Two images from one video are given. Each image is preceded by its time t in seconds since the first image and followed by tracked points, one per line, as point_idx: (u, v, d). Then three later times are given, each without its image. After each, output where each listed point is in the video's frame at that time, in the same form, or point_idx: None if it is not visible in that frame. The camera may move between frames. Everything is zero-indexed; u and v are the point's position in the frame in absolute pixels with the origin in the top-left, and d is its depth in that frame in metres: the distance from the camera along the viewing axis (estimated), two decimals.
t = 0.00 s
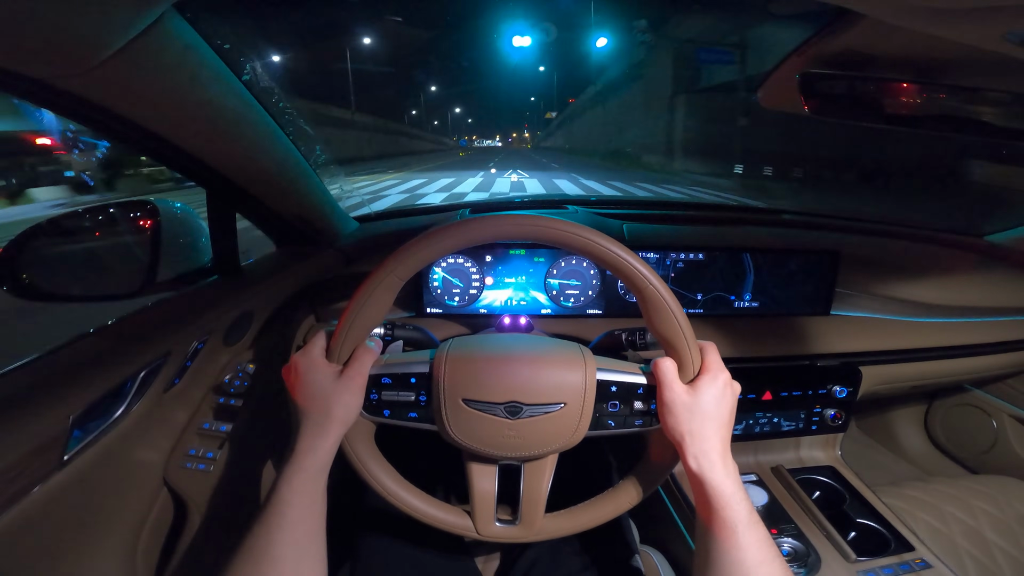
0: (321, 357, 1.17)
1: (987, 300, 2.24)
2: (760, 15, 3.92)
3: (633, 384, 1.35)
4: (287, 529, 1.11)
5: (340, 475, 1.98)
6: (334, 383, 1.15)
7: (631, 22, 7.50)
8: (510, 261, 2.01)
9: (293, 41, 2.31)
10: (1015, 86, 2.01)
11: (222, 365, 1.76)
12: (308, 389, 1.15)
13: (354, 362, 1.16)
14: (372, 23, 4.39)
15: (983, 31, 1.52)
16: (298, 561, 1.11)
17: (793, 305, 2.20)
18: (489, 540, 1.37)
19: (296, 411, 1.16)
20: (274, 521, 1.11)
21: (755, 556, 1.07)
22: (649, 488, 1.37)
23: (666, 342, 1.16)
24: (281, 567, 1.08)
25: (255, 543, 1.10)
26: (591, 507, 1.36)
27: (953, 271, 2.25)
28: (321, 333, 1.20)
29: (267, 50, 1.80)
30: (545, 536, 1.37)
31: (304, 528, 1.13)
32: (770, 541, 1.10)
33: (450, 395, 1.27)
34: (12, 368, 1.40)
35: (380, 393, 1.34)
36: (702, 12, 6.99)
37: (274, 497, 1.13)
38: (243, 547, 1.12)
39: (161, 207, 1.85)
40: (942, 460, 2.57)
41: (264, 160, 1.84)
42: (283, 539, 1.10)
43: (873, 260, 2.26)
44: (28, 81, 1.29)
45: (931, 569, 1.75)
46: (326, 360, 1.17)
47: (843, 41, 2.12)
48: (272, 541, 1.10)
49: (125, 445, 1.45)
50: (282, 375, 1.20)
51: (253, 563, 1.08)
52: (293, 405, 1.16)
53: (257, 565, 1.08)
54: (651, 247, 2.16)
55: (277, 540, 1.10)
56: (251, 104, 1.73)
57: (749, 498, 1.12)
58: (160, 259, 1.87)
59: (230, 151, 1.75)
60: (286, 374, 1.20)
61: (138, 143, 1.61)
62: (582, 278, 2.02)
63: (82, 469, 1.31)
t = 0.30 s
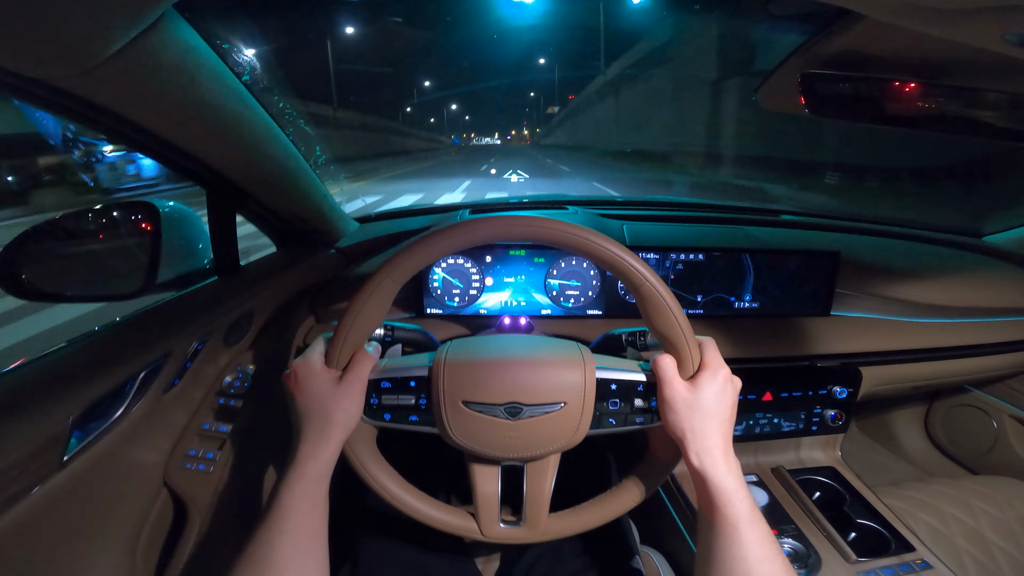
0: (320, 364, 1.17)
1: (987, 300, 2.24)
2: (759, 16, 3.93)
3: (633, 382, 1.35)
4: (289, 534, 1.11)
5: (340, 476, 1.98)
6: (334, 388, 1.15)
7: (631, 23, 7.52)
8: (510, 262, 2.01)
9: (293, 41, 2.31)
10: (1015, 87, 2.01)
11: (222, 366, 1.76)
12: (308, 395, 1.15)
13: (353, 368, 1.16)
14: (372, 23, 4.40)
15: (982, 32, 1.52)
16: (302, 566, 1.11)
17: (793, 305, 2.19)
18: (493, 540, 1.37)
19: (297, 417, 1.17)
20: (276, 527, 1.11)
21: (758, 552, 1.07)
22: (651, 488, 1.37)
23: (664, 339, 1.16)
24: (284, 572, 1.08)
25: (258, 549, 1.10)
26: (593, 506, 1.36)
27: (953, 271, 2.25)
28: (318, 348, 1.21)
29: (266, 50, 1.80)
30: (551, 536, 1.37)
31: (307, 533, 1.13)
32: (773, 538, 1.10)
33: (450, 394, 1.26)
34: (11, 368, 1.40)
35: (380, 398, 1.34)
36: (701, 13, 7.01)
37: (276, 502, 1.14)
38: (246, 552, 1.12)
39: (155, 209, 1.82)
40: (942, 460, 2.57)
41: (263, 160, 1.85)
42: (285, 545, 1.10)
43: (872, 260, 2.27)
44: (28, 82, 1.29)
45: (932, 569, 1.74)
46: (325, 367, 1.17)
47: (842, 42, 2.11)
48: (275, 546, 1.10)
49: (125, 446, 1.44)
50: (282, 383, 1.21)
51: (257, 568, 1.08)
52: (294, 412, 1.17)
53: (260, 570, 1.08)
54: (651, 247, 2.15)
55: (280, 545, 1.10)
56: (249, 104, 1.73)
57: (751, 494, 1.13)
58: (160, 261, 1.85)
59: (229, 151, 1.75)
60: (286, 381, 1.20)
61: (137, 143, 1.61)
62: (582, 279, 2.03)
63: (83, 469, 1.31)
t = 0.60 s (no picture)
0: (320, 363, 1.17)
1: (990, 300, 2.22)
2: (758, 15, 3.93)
3: (633, 382, 1.35)
4: (289, 533, 1.11)
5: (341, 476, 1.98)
6: (334, 387, 1.15)
7: (630, 22, 7.52)
8: (510, 261, 2.01)
9: (292, 41, 2.31)
10: (1015, 86, 2.01)
11: (223, 365, 1.76)
12: (309, 395, 1.15)
13: (354, 366, 1.16)
14: (371, 23, 4.40)
15: (982, 31, 1.51)
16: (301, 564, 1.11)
17: (793, 305, 2.19)
18: (492, 540, 1.38)
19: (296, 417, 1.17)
20: (276, 526, 1.12)
21: (757, 554, 1.07)
22: (651, 487, 1.38)
23: (665, 341, 1.15)
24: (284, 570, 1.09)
25: (257, 548, 1.10)
26: (594, 505, 1.37)
27: (954, 270, 2.25)
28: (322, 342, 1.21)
29: (265, 51, 1.80)
30: (550, 536, 1.37)
31: (306, 532, 1.13)
32: (772, 540, 1.11)
33: (450, 396, 1.26)
34: (11, 369, 1.40)
35: (380, 397, 1.34)
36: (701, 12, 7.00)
37: (276, 501, 1.14)
38: (246, 551, 1.13)
39: (145, 207, 1.77)
40: (943, 460, 2.57)
41: (262, 160, 1.85)
42: (285, 543, 1.11)
43: (873, 260, 2.27)
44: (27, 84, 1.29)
45: (932, 569, 1.74)
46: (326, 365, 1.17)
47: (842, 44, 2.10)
48: (274, 545, 1.10)
49: (125, 446, 1.44)
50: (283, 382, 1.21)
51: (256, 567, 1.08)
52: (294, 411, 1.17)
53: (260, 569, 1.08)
54: (651, 247, 2.15)
55: (279, 544, 1.10)
56: (249, 106, 1.71)
57: (751, 496, 1.13)
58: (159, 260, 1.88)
59: (229, 152, 1.75)
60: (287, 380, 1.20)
61: (137, 145, 1.61)
62: (582, 279, 2.03)
63: (85, 469, 1.31)
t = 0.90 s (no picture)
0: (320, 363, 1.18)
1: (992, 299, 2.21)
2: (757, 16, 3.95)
3: (633, 382, 1.35)
4: (291, 535, 1.10)
5: (341, 476, 1.98)
6: (334, 388, 1.15)
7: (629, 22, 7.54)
8: (510, 261, 2.02)
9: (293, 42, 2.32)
10: (1014, 86, 2.01)
11: (222, 366, 1.78)
12: (309, 396, 1.15)
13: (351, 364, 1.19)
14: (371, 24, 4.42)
15: (981, 32, 1.52)
16: (303, 565, 1.10)
17: (792, 305, 2.21)
18: (492, 541, 1.37)
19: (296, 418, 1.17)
20: (277, 528, 1.11)
21: (758, 554, 1.07)
22: (651, 487, 1.37)
23: (665, 340, 1.16)
24: (285, 571, 1.08)
25: (259, 549, 1.10)
26: (595, 506, 1.37)
27: (953, 270, 2.26)
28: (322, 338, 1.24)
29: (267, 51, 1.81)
30: (552, 536, 1.37)
31: (308, 533, 1.12)
32: (772, 540, 1.10)
33: (450, 396, 1.27)
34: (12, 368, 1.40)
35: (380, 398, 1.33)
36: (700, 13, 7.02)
37: (278, 502, 1.13)
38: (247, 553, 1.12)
39: (142, 209, 1.83)
40: (943, 460, 2.57)
41: (263, 160, 1.85)
42: (286, 545, 1.10)
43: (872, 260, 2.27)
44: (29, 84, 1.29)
45: (932, 569, 1.74)
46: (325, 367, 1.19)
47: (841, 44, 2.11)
48: (276, 545, 1.10)
49: (125, 446, 1.44)
50: (283, 384, 1.21)
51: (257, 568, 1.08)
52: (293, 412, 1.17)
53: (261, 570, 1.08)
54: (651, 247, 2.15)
55: (281, 545, 1.10)
56: (251, 107, 1.67)
57: (752, 497, 1.12)
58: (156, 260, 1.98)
59: (230, 151, 1.75)
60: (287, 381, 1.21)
61: (137, 145, 1.61)
62: (582, 279, 2.04)
63: (84, 469, 1.31)
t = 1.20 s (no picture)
0: (320, 364, 1.17)
1: (988, 301, 2.24)
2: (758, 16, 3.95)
3: (633, 382, 1.35)
4: (293, 535, 1.11)
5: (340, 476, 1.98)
6: (336, 390, 1.15)
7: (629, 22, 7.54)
8: (510, 261, 2.01)
9: (293, 42, 2.32)
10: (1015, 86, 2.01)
11: (223, 366, 1.76)
12: (311, 399, 1.15)
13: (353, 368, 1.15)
14: (371, 23, 4.42)
15: (982, 31, 1.51)
16: (305, 565, 1.11)
17: (792, 305, 2.20)
18: (492, 541, 1.37)
19: (299, 420, 1.17)
20: (280, 528, 1.11)
21: (756, 555, 1.07)
22: (651, 487, 1.38)
23: (665, 341, 1.16)
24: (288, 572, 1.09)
25: (262, 551, 1.10)
26: (594, 505, 1.37)
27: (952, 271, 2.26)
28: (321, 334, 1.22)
29: (267, 51, 1.81)
30: (552, 536, 1.36)
31: (310, 533, 1.13)
32: (770, 540, 1.11)
33: (450, 397, 1.26)
34: (13, 367, 1.41)
35: (380, 397, 1.34)
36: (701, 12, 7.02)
37: (281, 503, 1.14)
38: (250, 553, 1.12)
39: (141, 206, 1.87)
40: (943, 460, 2.57)
41: (263, 160, 1.85)
42: (289, 546, 1.10)
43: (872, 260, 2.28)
44: (29, 83, 1.29)
45: (931, 569, 1.75)
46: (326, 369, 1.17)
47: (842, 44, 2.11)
48: (279, 546, 1.10)
49: (126, 446, 1.44)
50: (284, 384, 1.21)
51: (260, 567, 1.08)
52: (296, 414, 1.17)
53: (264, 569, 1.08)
54: (651, 247, 2.15)
55: (283, 545, 1.10)
56: (251, 106, 1.68)
57: (750, 498, 1.12)
58: (159, 263, 1.92)
59: (230, 152, 1.75)
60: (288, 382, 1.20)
61: (138, 144, 1.61)
62: (582, 279, 2.04)
63: (84, 469, 1.31)
